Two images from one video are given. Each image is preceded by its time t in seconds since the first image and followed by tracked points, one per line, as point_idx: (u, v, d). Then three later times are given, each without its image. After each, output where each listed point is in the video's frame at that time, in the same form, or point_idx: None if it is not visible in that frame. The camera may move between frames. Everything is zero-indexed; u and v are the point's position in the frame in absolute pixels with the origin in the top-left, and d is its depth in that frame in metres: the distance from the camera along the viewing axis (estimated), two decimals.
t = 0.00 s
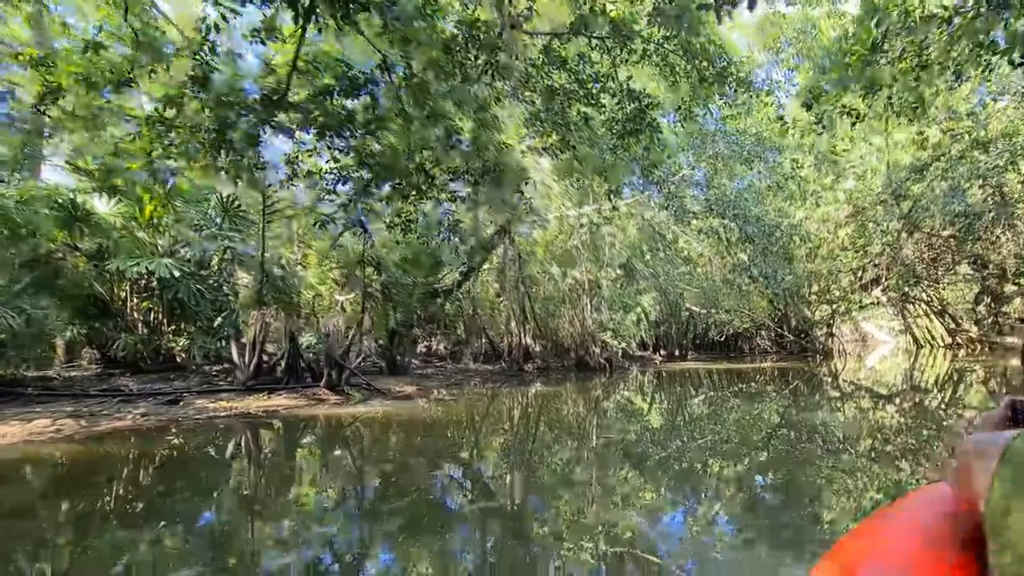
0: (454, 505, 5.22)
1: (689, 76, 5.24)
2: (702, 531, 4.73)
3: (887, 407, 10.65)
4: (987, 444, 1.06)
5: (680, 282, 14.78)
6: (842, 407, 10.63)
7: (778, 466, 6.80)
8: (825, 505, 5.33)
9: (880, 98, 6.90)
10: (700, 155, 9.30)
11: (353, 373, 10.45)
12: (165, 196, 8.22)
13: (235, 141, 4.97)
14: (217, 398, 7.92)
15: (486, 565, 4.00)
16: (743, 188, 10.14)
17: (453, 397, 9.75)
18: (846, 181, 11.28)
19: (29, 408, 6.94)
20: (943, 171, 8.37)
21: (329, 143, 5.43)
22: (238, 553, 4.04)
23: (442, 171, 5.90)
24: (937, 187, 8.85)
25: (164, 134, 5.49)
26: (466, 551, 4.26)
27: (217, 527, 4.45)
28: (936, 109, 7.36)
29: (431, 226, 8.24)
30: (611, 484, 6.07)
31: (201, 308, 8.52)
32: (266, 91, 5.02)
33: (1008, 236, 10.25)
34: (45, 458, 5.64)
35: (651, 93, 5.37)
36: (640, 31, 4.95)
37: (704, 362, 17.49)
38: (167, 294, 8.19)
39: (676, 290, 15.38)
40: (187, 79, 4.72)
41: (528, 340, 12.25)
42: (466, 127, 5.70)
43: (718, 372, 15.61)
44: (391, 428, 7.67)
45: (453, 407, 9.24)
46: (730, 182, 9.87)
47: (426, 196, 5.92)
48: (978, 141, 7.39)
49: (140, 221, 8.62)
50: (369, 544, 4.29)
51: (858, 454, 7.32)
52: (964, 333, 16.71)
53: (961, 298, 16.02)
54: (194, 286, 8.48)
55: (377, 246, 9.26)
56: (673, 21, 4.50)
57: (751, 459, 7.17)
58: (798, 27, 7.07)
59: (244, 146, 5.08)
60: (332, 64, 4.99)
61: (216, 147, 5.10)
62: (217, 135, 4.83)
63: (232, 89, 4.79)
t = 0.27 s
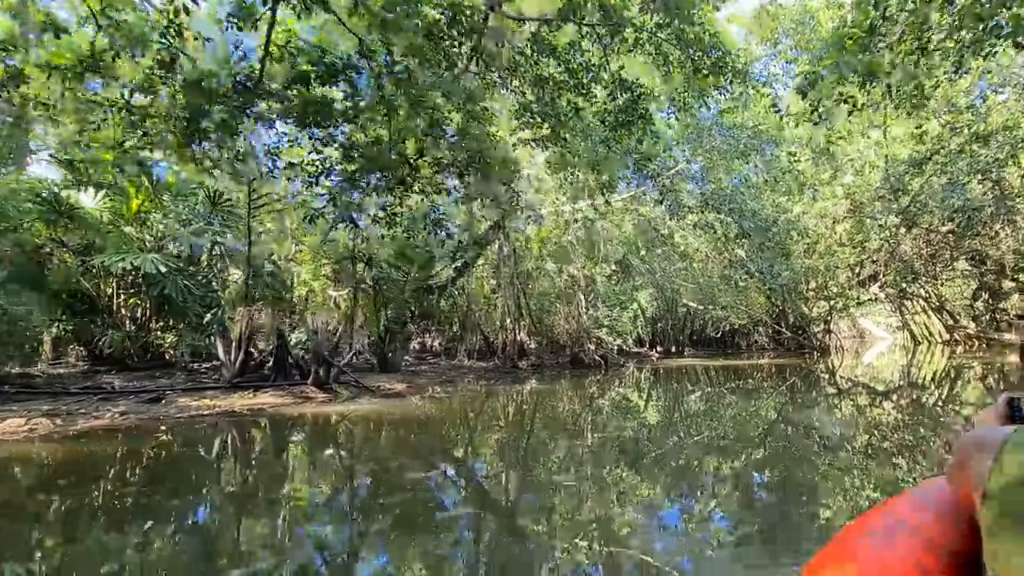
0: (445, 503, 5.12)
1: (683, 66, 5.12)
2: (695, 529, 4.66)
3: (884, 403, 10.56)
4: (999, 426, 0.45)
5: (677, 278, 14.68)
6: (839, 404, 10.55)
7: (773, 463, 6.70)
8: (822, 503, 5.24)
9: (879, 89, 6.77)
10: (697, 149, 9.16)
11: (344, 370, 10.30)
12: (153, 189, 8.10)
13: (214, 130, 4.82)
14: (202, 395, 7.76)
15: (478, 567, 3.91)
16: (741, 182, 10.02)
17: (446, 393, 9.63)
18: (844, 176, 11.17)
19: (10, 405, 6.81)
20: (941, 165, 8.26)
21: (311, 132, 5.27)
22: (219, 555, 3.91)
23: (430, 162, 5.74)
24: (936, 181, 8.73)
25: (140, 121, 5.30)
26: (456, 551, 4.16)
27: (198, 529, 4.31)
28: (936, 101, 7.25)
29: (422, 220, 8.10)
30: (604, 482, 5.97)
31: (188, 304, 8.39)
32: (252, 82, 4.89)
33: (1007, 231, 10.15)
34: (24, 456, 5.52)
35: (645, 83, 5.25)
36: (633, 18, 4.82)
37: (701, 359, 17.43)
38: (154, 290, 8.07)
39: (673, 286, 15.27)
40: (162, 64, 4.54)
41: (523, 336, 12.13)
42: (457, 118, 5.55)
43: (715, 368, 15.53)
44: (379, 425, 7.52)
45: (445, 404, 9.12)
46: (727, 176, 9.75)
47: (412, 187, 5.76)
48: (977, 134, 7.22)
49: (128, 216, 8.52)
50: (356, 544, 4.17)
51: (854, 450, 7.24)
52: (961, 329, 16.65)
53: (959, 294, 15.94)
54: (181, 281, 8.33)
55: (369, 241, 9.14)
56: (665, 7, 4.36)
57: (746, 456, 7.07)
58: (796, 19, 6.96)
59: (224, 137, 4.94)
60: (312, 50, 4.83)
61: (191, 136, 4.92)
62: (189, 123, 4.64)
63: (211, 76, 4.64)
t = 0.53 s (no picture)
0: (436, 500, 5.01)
1: (677, 53, 4.99)
2: (689, 526, 4.58)
3: (880, 400, 10.47)
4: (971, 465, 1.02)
5: (673, 274, 14.57)
6: (835, 401, 10.46)
7: (768, 460, 6.60)
8: (818, 500, 5.14)
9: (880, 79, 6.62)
10: (693, 141, 9.01)
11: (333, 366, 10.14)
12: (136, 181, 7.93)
13: (189, 117, 4.65)
14: (184, 392, 7.57)
15: (470, 564, 3.82)
16: (737, 176, 9.88)
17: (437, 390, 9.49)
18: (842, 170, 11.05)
19: None
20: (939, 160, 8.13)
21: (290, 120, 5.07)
22: (201, 556, 3.77)
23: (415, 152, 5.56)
24: (934, 175, 8.60)
25: (110, 107, 5.08)
26: (447, 549, 4.06)
27: (178, 529, 4.16)
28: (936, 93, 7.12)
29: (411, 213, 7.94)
30: (597, 478, 5.86)
31: (172, 299, 8.22)
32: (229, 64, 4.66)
33: (1005, 226, 10.06)
34: None
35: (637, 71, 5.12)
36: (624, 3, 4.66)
37: (697, 355, 17.34)
38: (137, 285, 7.90)
39: (669, 281, 15.15)
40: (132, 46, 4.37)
41: (516, 332, 11.99)
42: (444, 105, 5.40)
43: (711, 365, 15.43)
44: (367, 422, 7.37)
45: (436, 401, 8.98)
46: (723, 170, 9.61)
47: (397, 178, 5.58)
48: (977, 127, 7.07)
49: (112, 209, 8.37)
50: (344, 542, 4.06)
51: (849, 448, 7.14)
52: (957, 325, 16.61)
53: (956, 290, 15.85)
54: (166, 276, 8.14)
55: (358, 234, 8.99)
56: None
57: (741, 453, 6.95)
58: (793, 8, 6.81)
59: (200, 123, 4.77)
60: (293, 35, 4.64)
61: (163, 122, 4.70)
62: (159, 108, 4.42)
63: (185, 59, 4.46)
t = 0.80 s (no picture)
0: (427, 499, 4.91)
1: (669, 41, 4.86)
2: (682, 525, 4.49)
3: (876, 398, 10.37)
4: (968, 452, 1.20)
5: (668, 271, 14.46)
6: (830, 399, 10.36)
7: (763, 459, 6.49)
8: (815, 499, 5.04)
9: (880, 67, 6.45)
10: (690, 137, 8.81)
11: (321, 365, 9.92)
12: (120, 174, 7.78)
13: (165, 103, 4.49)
14: (164, 391, 7.31)
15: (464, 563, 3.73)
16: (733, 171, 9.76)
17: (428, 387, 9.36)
18: (839, 166, 10.93)
19: None
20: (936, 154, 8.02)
21: (268, 107, 4.89)
22: (180, 562, 3.60)
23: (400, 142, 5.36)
24: (932, 170, 8.48)
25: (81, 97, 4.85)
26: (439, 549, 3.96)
27: (157, 531, 3.99)
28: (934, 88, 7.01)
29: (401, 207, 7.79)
30: (589, 476, 5.77)
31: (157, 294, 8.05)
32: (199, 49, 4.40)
33: (1003, 224, 9.95)
34: None
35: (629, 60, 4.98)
36: None
37: (693, 353, 17.23)
38: (120, 279, 7.73)
39: (664, 279, 15.02)
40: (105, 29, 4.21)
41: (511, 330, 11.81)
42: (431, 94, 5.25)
43: (706, 363, 15.33)
44: (354, 420, 7.22)
45: (426, 400, 8.82)
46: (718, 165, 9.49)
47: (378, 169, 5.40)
48: (976, 121, 6.87)
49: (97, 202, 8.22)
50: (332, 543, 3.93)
51: (844, 446, 7.03)
52: (953, 324, 16.52)
53: (952, 289, 15.77)
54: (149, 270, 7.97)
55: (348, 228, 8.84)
56: None
57: (735, 452, 6.83)
58: None
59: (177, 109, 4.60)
60: (271, 15, 4.44)
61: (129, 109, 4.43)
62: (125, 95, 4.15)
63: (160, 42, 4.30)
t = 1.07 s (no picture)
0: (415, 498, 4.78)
1: (661, 30, 4.71)
2: (674, 526, 4.37)
3: (871, 398, 10.28)
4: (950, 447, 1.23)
5: (663, 270, 14.36)
6: (825, 398, 10.26)
7: (757, 458, 6.37)
8: (810, 499, 4.92)
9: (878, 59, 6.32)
10: (684, 132, 8.66)
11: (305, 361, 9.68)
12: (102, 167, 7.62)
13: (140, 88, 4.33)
14: (140, 390, 7.11)
15: (451, 564, 3.60)
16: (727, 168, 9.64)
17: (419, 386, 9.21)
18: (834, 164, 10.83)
19: None
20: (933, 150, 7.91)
21: (249, 94, 4.73)
22: (159, 562, 3.47)
23: (383, 132, 5.18)
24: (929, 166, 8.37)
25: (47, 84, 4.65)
26: (425, 550, 3.82)
27: (134, 532, 3.84)
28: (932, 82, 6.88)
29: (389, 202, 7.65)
30: (579, 477, 5.62)
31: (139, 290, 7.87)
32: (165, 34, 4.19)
33: (1000, 223, 9.85)
34: None
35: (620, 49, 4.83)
36: None
37: (687, 352, 17.14)
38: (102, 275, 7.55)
39: (660, 277, 14.90)
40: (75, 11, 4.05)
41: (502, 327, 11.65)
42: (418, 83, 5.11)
43: (701, 362, 15.22)
44: (341, 418, 7.06)
45: (415, 398, 8.66)
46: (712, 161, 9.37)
47: (361, 160, 5.23)
48: (974, 118, 6.72)
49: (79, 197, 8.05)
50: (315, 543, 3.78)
51: (839, 446, 6.92)
52: (948, 324, 16.47)
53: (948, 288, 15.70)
54: (132, 266, 7.79)
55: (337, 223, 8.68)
56: None
57: (729, 451, 6.70)
58: None
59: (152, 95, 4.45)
60: None
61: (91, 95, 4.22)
62: (84, 79, 3.93)
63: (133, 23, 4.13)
